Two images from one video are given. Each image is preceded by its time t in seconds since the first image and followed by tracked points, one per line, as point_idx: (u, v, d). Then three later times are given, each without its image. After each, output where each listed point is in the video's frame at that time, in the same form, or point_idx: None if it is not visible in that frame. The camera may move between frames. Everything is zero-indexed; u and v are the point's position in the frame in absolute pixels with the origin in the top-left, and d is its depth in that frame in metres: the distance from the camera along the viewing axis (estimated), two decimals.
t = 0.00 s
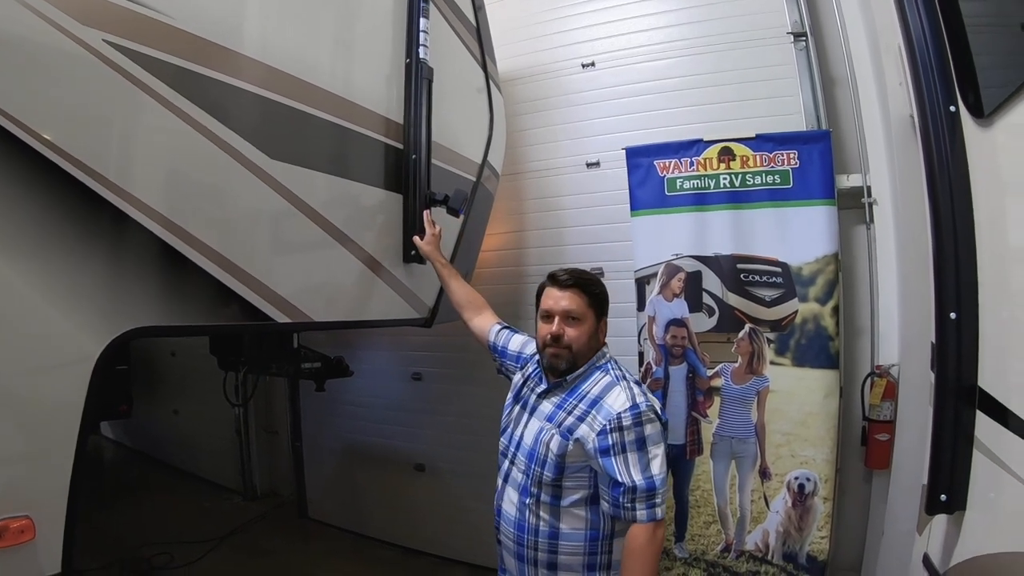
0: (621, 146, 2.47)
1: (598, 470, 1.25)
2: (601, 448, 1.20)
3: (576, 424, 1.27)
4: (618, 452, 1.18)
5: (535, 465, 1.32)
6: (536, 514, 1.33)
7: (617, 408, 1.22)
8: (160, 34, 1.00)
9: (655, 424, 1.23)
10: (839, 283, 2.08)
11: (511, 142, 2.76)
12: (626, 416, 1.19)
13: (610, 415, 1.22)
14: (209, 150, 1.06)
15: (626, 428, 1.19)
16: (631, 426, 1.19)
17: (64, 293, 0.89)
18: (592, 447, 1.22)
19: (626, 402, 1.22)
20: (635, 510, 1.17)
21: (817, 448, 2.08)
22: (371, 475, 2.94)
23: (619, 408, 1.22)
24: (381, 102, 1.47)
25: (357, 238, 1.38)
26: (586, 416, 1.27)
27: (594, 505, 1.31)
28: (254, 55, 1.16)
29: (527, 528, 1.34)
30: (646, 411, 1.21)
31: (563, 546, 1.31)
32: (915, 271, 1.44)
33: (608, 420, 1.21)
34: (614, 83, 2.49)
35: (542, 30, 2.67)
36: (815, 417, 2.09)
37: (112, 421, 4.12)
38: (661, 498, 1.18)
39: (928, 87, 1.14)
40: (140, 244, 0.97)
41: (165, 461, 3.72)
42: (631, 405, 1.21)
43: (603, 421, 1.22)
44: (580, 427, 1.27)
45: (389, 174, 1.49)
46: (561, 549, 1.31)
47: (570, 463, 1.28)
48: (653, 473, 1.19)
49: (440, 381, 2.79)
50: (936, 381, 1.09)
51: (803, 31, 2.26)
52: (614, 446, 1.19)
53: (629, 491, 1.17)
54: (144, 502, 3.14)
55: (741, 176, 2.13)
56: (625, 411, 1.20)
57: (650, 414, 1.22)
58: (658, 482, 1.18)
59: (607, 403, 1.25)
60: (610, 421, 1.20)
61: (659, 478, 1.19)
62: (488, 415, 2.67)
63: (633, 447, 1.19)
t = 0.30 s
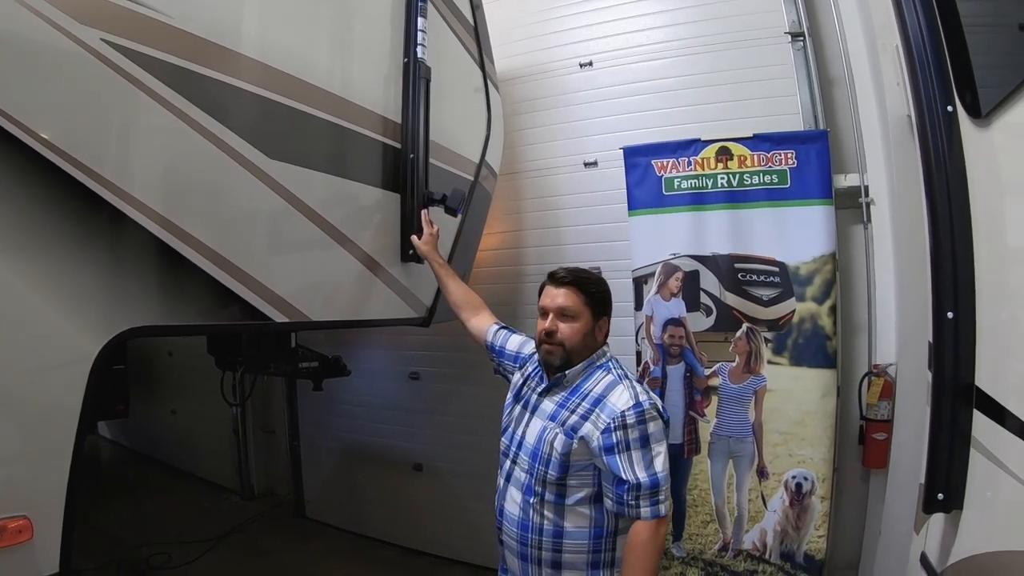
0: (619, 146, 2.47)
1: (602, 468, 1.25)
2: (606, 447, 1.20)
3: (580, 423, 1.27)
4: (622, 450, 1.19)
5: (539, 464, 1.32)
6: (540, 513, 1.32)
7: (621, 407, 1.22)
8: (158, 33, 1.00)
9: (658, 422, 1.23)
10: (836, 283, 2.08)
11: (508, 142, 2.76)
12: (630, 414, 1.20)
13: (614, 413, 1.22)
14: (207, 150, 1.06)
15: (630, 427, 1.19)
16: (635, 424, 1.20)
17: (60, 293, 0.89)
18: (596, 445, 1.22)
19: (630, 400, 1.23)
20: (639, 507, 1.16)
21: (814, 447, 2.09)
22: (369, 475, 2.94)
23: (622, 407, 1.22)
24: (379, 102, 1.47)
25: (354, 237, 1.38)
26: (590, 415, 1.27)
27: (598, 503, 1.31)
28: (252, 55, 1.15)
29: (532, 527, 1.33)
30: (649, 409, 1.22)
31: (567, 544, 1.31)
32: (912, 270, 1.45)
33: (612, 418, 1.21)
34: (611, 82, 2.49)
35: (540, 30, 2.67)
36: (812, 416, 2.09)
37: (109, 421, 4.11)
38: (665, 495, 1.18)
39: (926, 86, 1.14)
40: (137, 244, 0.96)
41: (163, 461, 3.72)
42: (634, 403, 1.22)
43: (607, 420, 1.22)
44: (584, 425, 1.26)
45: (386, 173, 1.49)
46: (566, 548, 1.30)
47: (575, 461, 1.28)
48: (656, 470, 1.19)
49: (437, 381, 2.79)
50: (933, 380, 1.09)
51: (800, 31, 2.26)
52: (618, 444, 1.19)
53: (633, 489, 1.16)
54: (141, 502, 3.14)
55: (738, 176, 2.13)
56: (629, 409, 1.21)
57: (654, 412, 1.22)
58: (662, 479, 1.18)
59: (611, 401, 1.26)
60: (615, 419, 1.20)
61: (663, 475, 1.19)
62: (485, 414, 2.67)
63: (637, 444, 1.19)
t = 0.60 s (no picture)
0: (618, 145, 2.47)
1: (599, 469, 1.25)
2: (603, 448, 1.20)
3: (579, 421, 1.27)
4: (620, 451, 1.19)
5: (537, 459, 1.33)
6: (536, 509, 1.33)
7: (620, 408, 1.22)
8: (158, 31, 1.00)
9: (659, 424, 1.23)
10: (835, 281, 2.08)
11: (507, 140, 2.76)
12: (629, 416, 1.19)
13: (613, 414, 1.22)
14: (206, 147, 1.06)
15: (628, 428, 1.19)
16: (634, 426, 1.19)
17: (58, 292, 0.89)
18: (593, 445, 1.22)
19: (630, 402, 1.23)
20: (635, 509, 1.17)
21: (813, 446, 2.09)
22: (369, 474, 2.94)
23: (622, 408, 1.22)
24: (379, 100, 1.47)
25: (354, 235, 1.38)
26: (589, 415, 1.27)
27: (594, 502, 1.31)
28: (252, 52, 1.15)
29: (527, 521, 1.34)
30: (650, 412, 1.21)
31: (561, 541, 1.31)
32: (911, 268, 1.45)
33: (611, 419, 1.20)
34: (610, 81, 2.49)
35: (539, 28, 2.67)
36: (811, 415, 2.09)
37: (108, 419, 4.10)
38: (662, 499, 1.18)
39: (925, 84, 1.14)
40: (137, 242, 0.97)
41: (162, 459, 3.72)
42: (635, 405, 1.21)
43: (606, 421, 1.22)
44: (583, 425, 1.26)
45: (386, 171, 1.49)
46: (559, 545, 1.31)
47: (572, 459, 1.29)
48: (655, 473, 1.19)
49: (437, 379, 2.79)
50: (933, 379, 1.09)
51: (800, 30, 2.26)
52: (616, 445, 1.19)
53: (629, 491, 1.17)
54: (140, 500, 3.13)
55: (738, 174, 2.13)
56: (628, 411, 1.20)
57: (654, 415, 1.22)
58: (659, 483, 1.18)
59: (611, 402, 1.25)
60: (613, 420, 1.20)
61: (661, 479, 1.19)
62: (484, 412, 2.67)
63: (635, 447, 1.19)
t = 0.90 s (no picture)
0: (617, 143, 2.46)
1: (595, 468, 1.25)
2: (599, 447, 1.20)
3: (578, 419, 1.27)
4: (615, 452, 1.18)
5: (538, 453, 1.34)
6: (533, 502, 1.34)
7: (619, 408, 1.22)
8: (158, 29, 0.99)
9: (658, 427, 1.22)
10: (835, 281, 2.08)
11: (507, 139, 2.76)
12: (627, 416, 1.19)
13: (612, 414, 1.21)
14: (205, 146, 1.05)
15: (625, 430, 1.18)
16: (632, 428, 1.19)
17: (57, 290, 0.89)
18: (589, 444, 1.22)
19: (630, 402, 1.22)
20: (626, 512, 1.18)
21: (812, 445, 2.09)
22: (367, 472, 2.94)
23: (621, 408, 1.22)
24: (378, 98, 1.47)
25: (353, 234, 1.38)
26: (589, 413, 1.26)
27: (591, 501, 1.31)
28: (252, 50, 1.15)
29: (524, 513, 1.36)
30: (649, 414, 1.21)
31: (554, 537, 1.31)
32: (910, 267, 1.45)
33: (608, 419, 1.20)
34: (610, 80, 2.48)
35: (539, 26, 2.67)
36: (810, 414, 2.09)
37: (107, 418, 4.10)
38: (656, 504, 1.18)
39: (926, 83, 1.14)
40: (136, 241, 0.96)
41: (160, 458, 3.71)
42: (634, 406, 1.21)
43: (604, 420, 1.22)
44: (581, 422, 1.26)
45: (385, 170, 1.49)
46: (552, 540, 1.31)
47: (569, 457, 1.29)
48: (649, 477, 1.18)
49: (435, 378, 2.79)
50: (933, 378, 1.09)
51: (800, 29, 2.26)
52: (612, 446, 1.19)
53: (622, 493, 1.18)
54: (139, 499, 3.13)
55: (737, 173, 2.13)
56: (626, 412, 1.20)
57: (652, 418, 1.21)
58: (654, 487, 1.18)
59: (611, 401, 1.25)
60: (610, 420, 1.20)
61: (655, 483, 1.19)
62: (483, 411, 2.67)
63: (632, 449, 1.18)
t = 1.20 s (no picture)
0: (617, 142, 2.46)
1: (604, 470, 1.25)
2: (608, 449, 1.20)
3: (586, 420, 1.27)
4: (625, 454, 1.18)
5: (548, 453, 1.34)
6: (542, 501, 1.35)
7: (626, 409, 1.21)
8: (157, 27, 0.99)
9: (667, 426, 1.21)
10: (835, 280, 2.08)
11: (506, 137, 2.76)
12: (635, 418, 1.18)
13: (619, 415, 1.21)
14: (204, 144, 1.05)
15: (633, 431, 1.18)
16: (639, 429, 1.18)
17: (55, 288, 0.88)
18: (599, 447, 1.22)
19: (637, 403, 1.21)
20: (639, 513, 1.17)
21: (812, 445, 2.09)
22: (366, 471, 2.94)
23: (628, 409, 1.21)
24: (378, 96, 1.46)
25: (353, 232, 1.38)
26: (597, 414, 1.26)
27: (601, 501, 1.31)
28: (252, 48, 1.15)
29: (533, 513, 1.36)
30: (657, 414, 1.20)
31: (562, 537, 1.31)
32: (910, 266, 1.45)
33: (616, 421, 1.20)
34: (610, 78, 2.48)
35: (538, 25, 2.66)
36: (810, 414, 2.09)
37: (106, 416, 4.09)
38: (668, 504, 1.18)
39: (927, 81, 1.14)
40: (135, 239, 0.96)
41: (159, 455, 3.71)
42: (641, 407, 1.20)
43: (611, 422, 1.21)
44: (590, 424, 1.26)
45: (384, 168, 1.48)
46: (560, 541, 1.31)
47: (579, 457, 1.30)
48: (661, 478, 1.18)
49: (435, 377, 2.79)
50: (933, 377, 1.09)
51: (800, 28, 2.26)
52: (621, 448, 1.19)
53: (633, 495, 1.17)
54: (139, 497, 3.13)
55: (738, 172, 2.13)
56: (633, 413, 1.19)
57: (660, 418, 1.20)
58: (665, 488, 1.18)
59: (618, 402, 1.24)
60: (618, 422, 1.19)
61: (667, 484, 1.18)
62: (483, 410, 2.67)
63: (641, 450, 1.18)
